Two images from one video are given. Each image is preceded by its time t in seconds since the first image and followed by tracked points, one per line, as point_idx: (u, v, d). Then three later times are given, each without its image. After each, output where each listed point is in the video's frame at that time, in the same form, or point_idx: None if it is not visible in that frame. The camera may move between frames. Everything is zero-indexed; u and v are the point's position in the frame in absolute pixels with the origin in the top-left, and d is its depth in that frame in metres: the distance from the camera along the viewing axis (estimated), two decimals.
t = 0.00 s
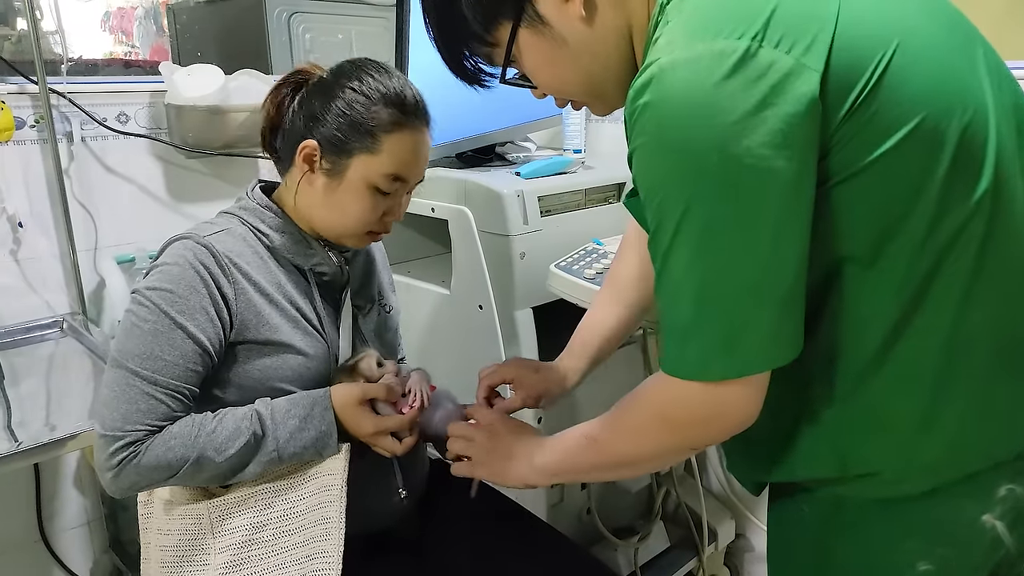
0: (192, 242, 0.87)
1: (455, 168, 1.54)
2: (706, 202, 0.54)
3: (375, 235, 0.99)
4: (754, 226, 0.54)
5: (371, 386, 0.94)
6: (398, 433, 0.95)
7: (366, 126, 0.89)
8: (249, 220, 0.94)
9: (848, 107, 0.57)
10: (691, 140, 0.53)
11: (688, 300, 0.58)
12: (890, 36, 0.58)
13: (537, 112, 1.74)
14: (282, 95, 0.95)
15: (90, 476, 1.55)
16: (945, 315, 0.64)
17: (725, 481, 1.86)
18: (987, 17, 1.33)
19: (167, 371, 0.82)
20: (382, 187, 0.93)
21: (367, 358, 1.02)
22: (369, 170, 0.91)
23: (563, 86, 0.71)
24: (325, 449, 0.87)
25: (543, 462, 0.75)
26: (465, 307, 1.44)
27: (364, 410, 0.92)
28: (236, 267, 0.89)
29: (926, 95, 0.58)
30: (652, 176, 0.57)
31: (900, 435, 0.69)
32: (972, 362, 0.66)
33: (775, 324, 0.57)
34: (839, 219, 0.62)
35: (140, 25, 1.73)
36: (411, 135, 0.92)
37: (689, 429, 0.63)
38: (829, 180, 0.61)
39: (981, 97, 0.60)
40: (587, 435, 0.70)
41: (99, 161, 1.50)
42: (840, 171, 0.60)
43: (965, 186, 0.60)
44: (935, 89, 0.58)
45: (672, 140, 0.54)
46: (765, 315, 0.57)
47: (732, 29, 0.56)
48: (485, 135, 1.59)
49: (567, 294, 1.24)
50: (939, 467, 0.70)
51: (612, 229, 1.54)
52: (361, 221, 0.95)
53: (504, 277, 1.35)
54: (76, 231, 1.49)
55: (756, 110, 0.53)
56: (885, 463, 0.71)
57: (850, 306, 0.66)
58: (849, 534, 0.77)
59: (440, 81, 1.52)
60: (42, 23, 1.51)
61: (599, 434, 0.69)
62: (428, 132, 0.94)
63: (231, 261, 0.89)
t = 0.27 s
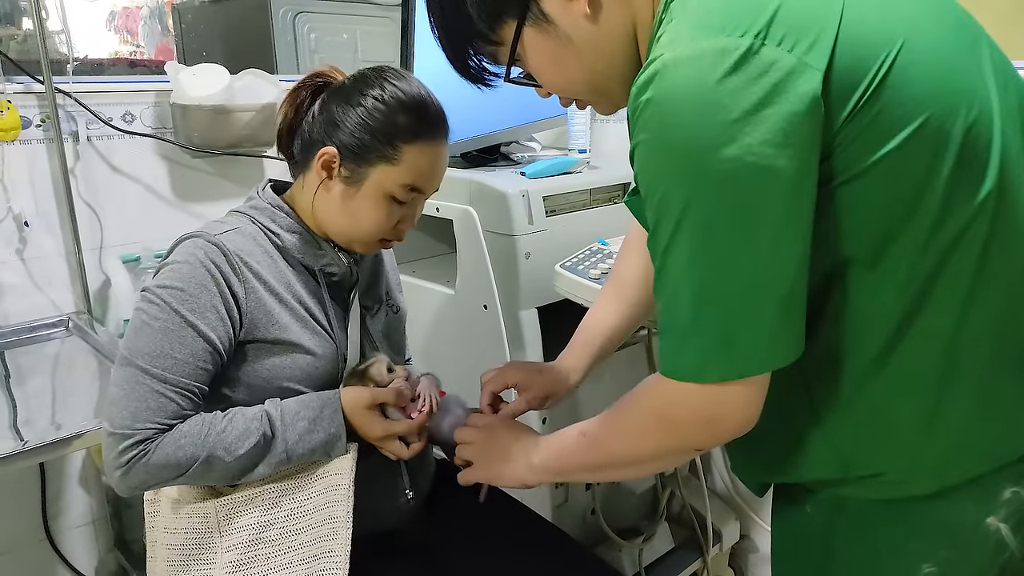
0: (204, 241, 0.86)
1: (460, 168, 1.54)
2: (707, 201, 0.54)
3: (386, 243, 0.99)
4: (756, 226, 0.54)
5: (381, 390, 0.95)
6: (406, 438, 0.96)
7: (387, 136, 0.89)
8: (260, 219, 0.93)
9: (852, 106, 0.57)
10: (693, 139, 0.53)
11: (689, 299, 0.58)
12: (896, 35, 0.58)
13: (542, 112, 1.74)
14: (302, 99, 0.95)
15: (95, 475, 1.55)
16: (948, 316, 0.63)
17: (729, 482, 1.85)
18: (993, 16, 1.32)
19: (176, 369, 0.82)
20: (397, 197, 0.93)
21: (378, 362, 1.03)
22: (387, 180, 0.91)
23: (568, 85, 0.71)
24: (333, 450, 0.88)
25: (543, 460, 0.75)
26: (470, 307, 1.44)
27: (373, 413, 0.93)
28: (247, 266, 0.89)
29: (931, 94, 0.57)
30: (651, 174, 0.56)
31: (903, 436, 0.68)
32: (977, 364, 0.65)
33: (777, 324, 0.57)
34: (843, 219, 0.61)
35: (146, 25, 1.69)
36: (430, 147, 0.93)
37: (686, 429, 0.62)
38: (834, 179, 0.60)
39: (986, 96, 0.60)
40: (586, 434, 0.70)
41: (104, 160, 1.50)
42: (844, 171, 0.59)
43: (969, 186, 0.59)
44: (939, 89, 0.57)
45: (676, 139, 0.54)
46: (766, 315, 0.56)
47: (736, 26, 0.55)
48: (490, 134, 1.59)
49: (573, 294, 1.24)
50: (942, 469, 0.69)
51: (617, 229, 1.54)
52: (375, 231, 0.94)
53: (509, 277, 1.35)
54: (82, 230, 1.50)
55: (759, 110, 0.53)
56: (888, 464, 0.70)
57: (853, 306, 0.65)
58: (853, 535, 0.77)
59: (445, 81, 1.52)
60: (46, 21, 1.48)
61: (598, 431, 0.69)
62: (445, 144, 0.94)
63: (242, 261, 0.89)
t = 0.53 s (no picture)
0: (210, 244, 0.86)
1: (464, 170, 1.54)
2: (708, 205, 0.54)
3: (391, 247, 0.99)
4: (758, 230, 0.54)
5: (385, 393, 0.94)
6: (410, 441, 0.96)
7: (395, 142, 0.89)
8: (266, 222, 0.93)
9: (852, 109, 0.56)
10: (694, 142, 0.53)
11: (691, 304, 0.58)
12: (898, 37, 0.58)
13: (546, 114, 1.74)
14: (312, 101, 0.96)
15: (98, 476, 1.55)
16: (949, 320, 0.63)
17: (733, 484, 1.85)
18: (997, 18, 1.31)
19: (182, 372, 0.82)
20: (404, 202, 0.93)
21: (383, 364, 1.03)
22: (394, 185, 0.91)
23: (570, 87, 0.71)
24: (337, 454, 0.88)
25: (551, 465, 0.75)
26: (474, 309, 1.44)
27: (378, 417, 0.93)
28: (253, 269, 0.89)
29: (931, 98, 0.57)
30: (653, 178, 0.56)
31: (903, 440, 0.68)
32: (977, 367, 0.65)
33: (778, 330, 0.57)
34: (844, 223, 0.61)
35: (149, 26, 1.73)
36: (438, 153, 0.93)
37: (695, 436, 0.62)
38: (835, 183, 0.60)
39: (986, 100, 0.60)
40: (594, 441, 0.70)
41: (108, 163, 1.50)
42: (844, 174, 0.59)
43: (969, 189, 0.59)
44: (940, 92, 0.57)
45: (677, 143, 0.54)
46: (767, 320, 0.56)
47: (736, 30, 0.55)
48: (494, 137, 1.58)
49: (576, 297, 1.24)
50: (942, 473, 0.69)
51: (620, 231, 1.53)
52: (381, 236, 0.94)
53: (512, 279, 1.35)
54: (86, 232, 1.50)
55: (759, 113, 0.53)
56: (888, 468, 0.70)
57: (853, 310, 0.65)
58: (855, 539, 0.77)
59: (448, 83, 1.53)
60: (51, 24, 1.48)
61: (608, 441, 0.69)
62: (452, 150, 0.94)
63: (248, 264, 0.89)
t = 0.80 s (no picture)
0: (214, 247, 0.86)
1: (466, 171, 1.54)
2: (709, 207, 0.54)
3: (393, 250, 0.99)
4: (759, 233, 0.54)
5: (389, 393, 0.95)
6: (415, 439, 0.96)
7: (397, 144, 0.89)
8: (270, 224, 0.93)
9: (852, 110, 0.56)
10: (695, 144, 0.53)
11: (693, 306, 0.58)
12: (899, 38, 0.58)
13: (548, 115, 1.74)
14: (315, 103, 0.96)
15: (101, 477, 1.56)
16: (949, 322, 0.63)
17: (735, 485, 1.85)
18: (999, 19, 1.31)
19: (188, 375, 0.82)
20: (405, 205, 0.93)
21: (385, 365, 1.03)
22: (396, 187, 0.91)
23: (572, 86, 0.71)
24: (341, 456, 0.88)
25: (557, 467, 0.76)
26: (476, 311, 1.44)
27: (382, 416, 0.93)
28: (257, 272, 0.89)
29: (931, 99, 0.57)
30: (655, 180, 0.56)
31: (903, 441, 0.68)
32: (977, 369, 0.65)
33: (780, 332, 0.56)
34: (844, 224, 0.61)
35: (152, 28, 1.74)
36: (440, 155, 0.93)
37: (700, 437, 0.62)
38: (835, 184, 0.60)
39: (986, 101, 0.59)
40: (600, 443, 0.70)
41: (111, 164, 1.51)
42: (844, 176, 0.59)
43: (969, 191, 0.59)
44: (940, 93, 0.57)
45: (678, 145, 0.54)
46: (770, 323, 0.56)
47: (737, 31, 0.55)
48: (495, 137, 1.59)
49: (579, 298, 1.24)
50: (942, 475, 0.69)
51: (623, 232, 1.53)
52: (382, 238, 0.94)
53: (515, 281, 1.35)
54: (89, 234, 1.51)
55: (760, 115, 0.52)
56: (889, 469, 0.70)
57: (853, 311, 0.65)
58: (856, 541, 0.77)
59: (450, 84, 1.53)
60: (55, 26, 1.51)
61: (614, 443, 0.69)
62: (454, 154, 0.94)
63: (252, 267, 0.89)
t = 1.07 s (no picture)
0: (220, 250, 0.87)
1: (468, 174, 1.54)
2: (711, 212, 0.54)
3: (397, 253, 0.99)
4: (762, 238, 0.54)
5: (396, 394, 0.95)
6: (421, 440, 0.97)
7: (401, 149, 0.89)
8: (275, 227, 0.94)
9: (854, 115, 0.57)
10: (698, 149, 0.53)
11: (696, 310, 0.58)
12: (901, 44, 0.58)
13: (550, 118, 1.74)
14: (319, 105, 0.97)
15: (104, 479, 1.56)
16: (949, 327, 0.63)
17: (737, 488, 1.85)
18: (1001, 22, 1.31)
19: (194, 378, 0.82)
20: (408, 208, 0.93)
21: (390, 367, 1.03)
22: (399, 192, 0.91)
23: (574, 89, 0.71)
24: (345, 457, 0.89)
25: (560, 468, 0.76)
26: (478, 314, 1.44)
27: (388, 417, 0.93)
28: (263, 275, 0.89)
29: (932, 105, 0.57)
30: (658, 184, 0.56)
31: (904, 446, 0.68)
32: (978, 375, 0.65)
33: (783, 337, 0.57)
34: (846, 229, 0.61)
35: (156, 30, 1.73)
36: (444, 160, 0.93)
37: (705, 440, 0.62)
38: (837, 190, 0.60)
39: (988, 106, 0.60)
40: (603, 446, 0.71)
41: (115, 167, 1.51)
42: (846, 181, 0.59)
43: (970, 197, 0.59)
44: (941, 99, 0.57)
45: (681, 150, 0.54)
46: (772, 327, 0.56)
47: (739, 36, 0.55)
48: (496, 140, 1.59)
49: (581, 301, 1.24)
50: (943, 480, 0.69)
51: (625, 235, 1.53)
52: (385, 242, 0.94)
53: (517, 284, 1.35)
54: (93, 236, 1.51)
55: (762, 121, 0.53)
56: (889, 474, 0.70)
57: (855, 315, 0.65)
58: (857, 545, 0.77)
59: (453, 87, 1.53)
60: (59, 29, 1.54)
61: (618, 445, 0.69)
62: (458, 157, 0.95)
63: (257, 270, 0.89)
